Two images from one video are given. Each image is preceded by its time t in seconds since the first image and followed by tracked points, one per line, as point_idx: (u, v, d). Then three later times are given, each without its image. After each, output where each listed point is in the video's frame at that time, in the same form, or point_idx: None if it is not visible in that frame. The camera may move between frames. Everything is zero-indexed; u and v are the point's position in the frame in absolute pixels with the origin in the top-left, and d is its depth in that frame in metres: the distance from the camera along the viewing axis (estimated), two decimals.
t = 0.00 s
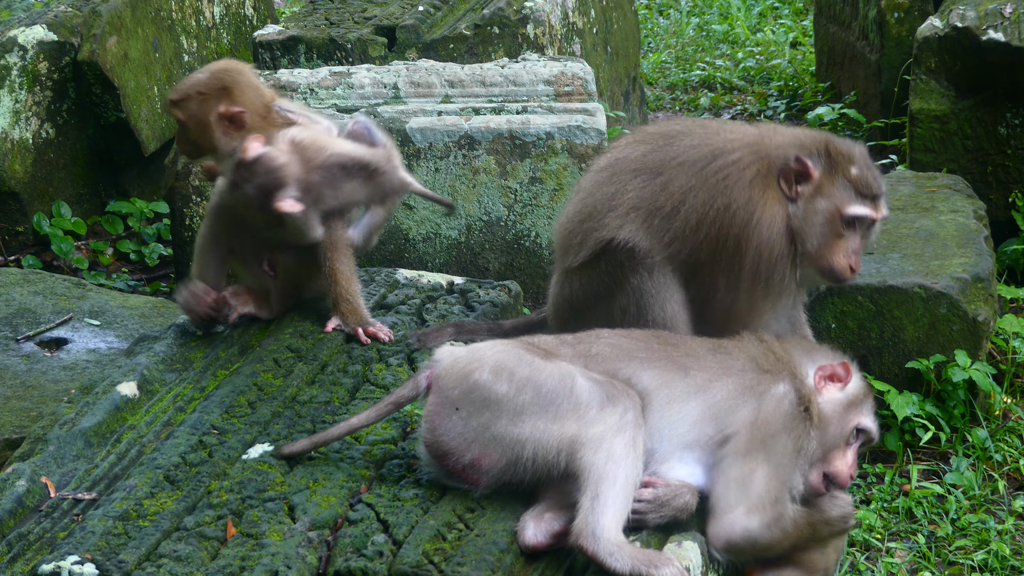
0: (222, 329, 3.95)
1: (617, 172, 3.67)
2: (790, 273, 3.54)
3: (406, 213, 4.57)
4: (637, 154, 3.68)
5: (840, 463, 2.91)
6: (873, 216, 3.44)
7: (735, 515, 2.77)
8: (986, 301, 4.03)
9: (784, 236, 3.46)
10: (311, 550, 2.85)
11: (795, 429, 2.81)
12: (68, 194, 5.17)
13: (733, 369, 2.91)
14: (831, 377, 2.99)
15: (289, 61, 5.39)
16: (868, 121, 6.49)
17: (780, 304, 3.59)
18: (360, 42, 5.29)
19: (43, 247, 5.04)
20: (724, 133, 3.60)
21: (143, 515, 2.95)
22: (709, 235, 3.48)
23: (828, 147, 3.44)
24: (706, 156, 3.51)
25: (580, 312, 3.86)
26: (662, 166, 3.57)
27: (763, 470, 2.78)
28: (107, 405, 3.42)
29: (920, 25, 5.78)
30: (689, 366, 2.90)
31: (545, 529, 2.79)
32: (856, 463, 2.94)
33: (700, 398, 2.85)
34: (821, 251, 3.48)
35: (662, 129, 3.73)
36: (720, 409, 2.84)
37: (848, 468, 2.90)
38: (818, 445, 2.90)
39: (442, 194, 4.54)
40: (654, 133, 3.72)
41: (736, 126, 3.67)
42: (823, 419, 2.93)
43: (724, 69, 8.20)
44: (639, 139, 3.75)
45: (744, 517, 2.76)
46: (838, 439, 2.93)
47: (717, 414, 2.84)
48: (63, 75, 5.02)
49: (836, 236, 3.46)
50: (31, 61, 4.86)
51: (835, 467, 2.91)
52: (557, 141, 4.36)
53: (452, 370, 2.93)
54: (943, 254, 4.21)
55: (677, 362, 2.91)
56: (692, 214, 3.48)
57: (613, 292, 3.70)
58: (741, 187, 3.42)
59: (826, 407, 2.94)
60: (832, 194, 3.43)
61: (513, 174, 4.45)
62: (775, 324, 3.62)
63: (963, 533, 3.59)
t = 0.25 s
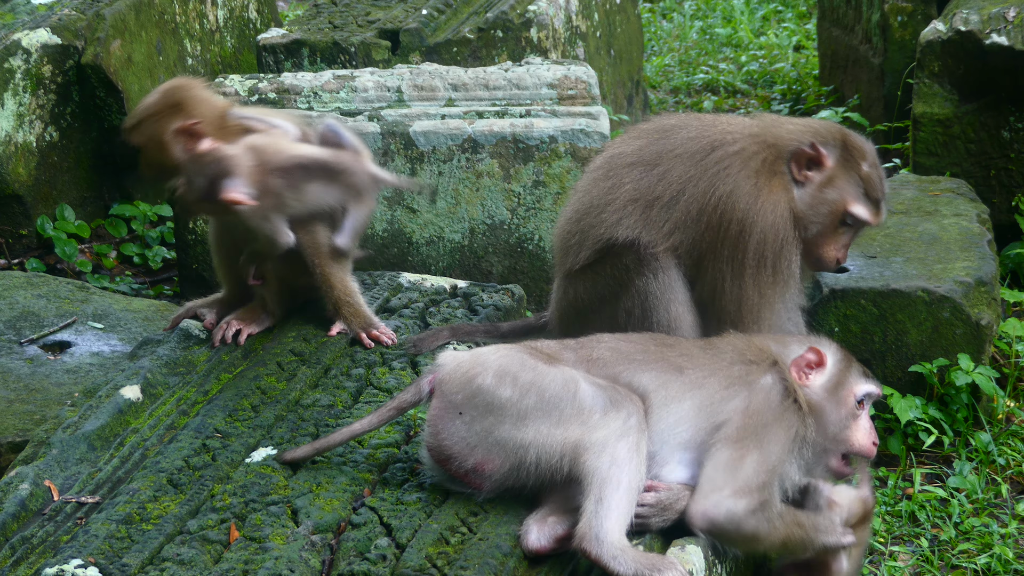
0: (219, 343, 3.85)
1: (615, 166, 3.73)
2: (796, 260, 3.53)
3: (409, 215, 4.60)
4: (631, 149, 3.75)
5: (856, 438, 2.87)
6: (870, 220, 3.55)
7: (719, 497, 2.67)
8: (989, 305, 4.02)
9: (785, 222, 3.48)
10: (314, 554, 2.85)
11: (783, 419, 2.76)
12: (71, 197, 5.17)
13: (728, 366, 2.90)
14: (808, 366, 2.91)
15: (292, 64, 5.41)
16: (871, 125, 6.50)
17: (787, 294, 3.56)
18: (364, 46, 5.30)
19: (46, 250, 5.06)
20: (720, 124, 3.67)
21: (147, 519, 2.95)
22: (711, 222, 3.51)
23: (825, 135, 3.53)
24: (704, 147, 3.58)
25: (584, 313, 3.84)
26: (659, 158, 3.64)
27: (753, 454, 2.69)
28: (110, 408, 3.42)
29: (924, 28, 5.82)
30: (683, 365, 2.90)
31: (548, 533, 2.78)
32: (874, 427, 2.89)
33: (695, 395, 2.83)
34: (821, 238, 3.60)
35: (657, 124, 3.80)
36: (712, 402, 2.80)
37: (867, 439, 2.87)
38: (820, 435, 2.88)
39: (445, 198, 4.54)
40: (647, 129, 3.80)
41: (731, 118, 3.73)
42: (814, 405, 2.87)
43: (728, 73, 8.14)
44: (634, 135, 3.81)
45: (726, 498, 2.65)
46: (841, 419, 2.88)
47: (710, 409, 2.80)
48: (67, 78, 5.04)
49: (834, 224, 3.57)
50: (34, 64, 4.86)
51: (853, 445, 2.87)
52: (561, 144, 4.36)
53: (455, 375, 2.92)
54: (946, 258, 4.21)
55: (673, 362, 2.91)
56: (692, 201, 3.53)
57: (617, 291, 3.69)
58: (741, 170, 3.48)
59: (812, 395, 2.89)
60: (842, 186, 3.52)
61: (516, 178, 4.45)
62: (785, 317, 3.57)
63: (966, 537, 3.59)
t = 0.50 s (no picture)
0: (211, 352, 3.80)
1: (617, 163, 3.73)
2: (795, 259, 3.56)
3: (413, 218, 4.61)
4: (633, 145, 3.75)
5: (857, 432, 2.94)
6: (874, 228, 3.62)
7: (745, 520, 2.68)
8: (993, 306, 4.02)
9: (792, 222, 3.50)
10: (318, 556, 2.85)
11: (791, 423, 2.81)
12: (74, 200, 5.17)
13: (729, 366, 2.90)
14: (804, 363, 2.96)
15: (295, 67, 5.38)
16: (874, 126, 6.49)
17: (779, 290, 3.58)
18: (367, 49, 5.31)
19: (49, 254, 5.04)
20: (724, 123, 3.68)
21: (151, 522, 2.95)
22: (716, 219, 3.53)
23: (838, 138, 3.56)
24: (709, 145, 3.59)
25: (591, 313, 3.85)
26: (664, 155, 3.65)
27: (768, 470, 2.72)
28: (114, 411, 3.42)
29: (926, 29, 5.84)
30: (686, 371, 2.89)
31: (552, 536, 2.77)
32: (874, 419, 2.96)
33: (700, 403, 2.83)
34: (825, 241, 3.65)
35: (658, 121, 3.80)
36: (719, 411, 2.82)
37: (867, 433, 2.94)
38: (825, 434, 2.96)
39: (448, 201, 4.54)
40: (649, 126, 3.81)
41: (734, 115, 3.74)
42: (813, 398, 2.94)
43: (730, 75, 8.11)
44: (636, 132, 3.82)
45: (755, 528, 2.66)
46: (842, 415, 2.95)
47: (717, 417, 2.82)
48: (69, 82, 5.04)
49: (841, 228, 3.62)
50: (37, 68, 4.87)
51: (855, 440, 2.94)
52: (564, 147, 4.36)
53: (456, 377, 2.90)
54: (949, 259, 4.20)
55: (677, 367, 2.90)
56: (698, 199, 3.54)
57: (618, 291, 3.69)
58: (748, 168, 3.50)
59: (811, 390, 2.95)
60: (857, 193, 3.57)
61: (519, 181, 4.45)
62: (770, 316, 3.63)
63: (970, 538, 3.59)
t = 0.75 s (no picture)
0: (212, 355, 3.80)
1: (617, 161, 3.75)
2: (791, 257, 3.57)
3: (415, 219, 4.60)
4: (632, 143, 3.77)
5: (857, 427, 2.97)
6: (872, 226, 3.63)
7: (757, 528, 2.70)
8: (995, 306, 4.02)
9: (791, 219, 3.51)
10: (321, 557, 2.85)
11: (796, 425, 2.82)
12: (76, 202, 5.18)
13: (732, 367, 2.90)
14: (802, 360, 2.98)
15: (297, 68, 5.40)
16: (876, 127, 6.50)
17: (771, 287, 3.60)
18: (369, 50, 5.31)
19: (51, 256, 5.10)
20: (723, 121, 3.69)
21: (153, 523, 2.95)
22: (715, 216, 3.54)
23: (837, 137, 3.56)
24: (708, 143, 3.60)
25: (595, 315, 3.85)
26: (663, 152, 3.66)
27: (776, 471, 2.74)
28: (117, 413, 3.42)
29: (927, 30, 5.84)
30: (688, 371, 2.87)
31: (555, 537, 2.76)
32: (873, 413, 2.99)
33: (703, 402, 2.83)
34: (823, 240, 3.66)
35: (658, 119, 3.82)
36: (723, 412, 2.82)
37: (867, 428, 2.97)
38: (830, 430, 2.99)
39: (450, 201, 4.54)
40: (649, 123, 3.82)
41: (733, 113, 3.75)
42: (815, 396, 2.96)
43: (733, 75, 8.14)
44: (635, 129, 3.83)
45: (767, 529, 2.68)
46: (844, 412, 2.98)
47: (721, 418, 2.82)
48: (71, 84, 5.04)
49: (839, 227, 3.63)
50: (39, 70, 4.88)
51: (856, 435, 2.97)
52: (566, 148, 4.36)
53: (453, 374, 2.90)
54: (952, 259, 4.21)
55: (680, 367, 2.88)
56: (697, 196, 3.55)
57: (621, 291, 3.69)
58: (748, 166, 3.51)
59: (812, 387, 2.97)
60: (856, 192, 3.57)
61: (522, 181, 4.45)
62: (759, 312, 3.66)
63: (973, 538, 3.59)
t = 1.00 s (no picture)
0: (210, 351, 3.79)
1: (615, 161, 3.75)
2: (787, 256, 3.55)
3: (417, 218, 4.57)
4: (631, 143, 3.77)
5: (854, 424, 2.93)
6: (870, 225, 3.60)
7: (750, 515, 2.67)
8: (998, 307, 4.02)
9: (788, 218, 3.49)
10: (324, 555, 2.85)
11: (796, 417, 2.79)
12: (79, 201, 5.18)
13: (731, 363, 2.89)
14: (797, 355, 2.97)
15: (300, 67, 5.40)
16: (879, 127, 6.49)
17: (771, 287, 3.58)
18: (372, 49, 5.30)
19: (54, 255, 5.07)
20: (720, 120, 3.68)
21: (156, 521, 2.95)
22: (712, 216, 3.53)
23: (832, 135, 3.55)
24: (705, 142, 3.60)
25: (598, 316, 3.85)
26: (661, 151, 3.66)
27: (772, 461, 2.69)
28: (120, 411, 3.42)
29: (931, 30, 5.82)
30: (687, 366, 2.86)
31: (558, 536, 2.76)
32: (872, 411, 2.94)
33: (703, 399, 2.81)
34: (819, 238, 3.64)
35: (657, 119, 3.82)
36: (721, 407, 2.81)
37: (863, 424, 2.91)
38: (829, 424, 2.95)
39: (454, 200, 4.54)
40: (647, 123, 3.82)
41: (732, 112, 3.74)
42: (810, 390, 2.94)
43: (736, 75, 8.13)
44: (634, 129, 3.83)
45: (758, 516, 2.65)
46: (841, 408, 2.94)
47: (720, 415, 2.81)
48: (75, 82, 5.04)
49: (836, 225, 3.60)
50: (42, 68, 4.89)
51: (852, 430, 2.92)
52: (569, 147, 4.36)
53: (453, 369, 2.88)
54: (955, 259, 4.20)
55: (678, 364, 2.86)
56: (694, 195, 3.55)
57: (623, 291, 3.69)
58: (743, 165, 3.49)
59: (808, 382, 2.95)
60: (851, 190, 3.54)
61: (525, 181, 4.45)
62: (761, 311, 3.63)
63: (975, 538, 3.59)
